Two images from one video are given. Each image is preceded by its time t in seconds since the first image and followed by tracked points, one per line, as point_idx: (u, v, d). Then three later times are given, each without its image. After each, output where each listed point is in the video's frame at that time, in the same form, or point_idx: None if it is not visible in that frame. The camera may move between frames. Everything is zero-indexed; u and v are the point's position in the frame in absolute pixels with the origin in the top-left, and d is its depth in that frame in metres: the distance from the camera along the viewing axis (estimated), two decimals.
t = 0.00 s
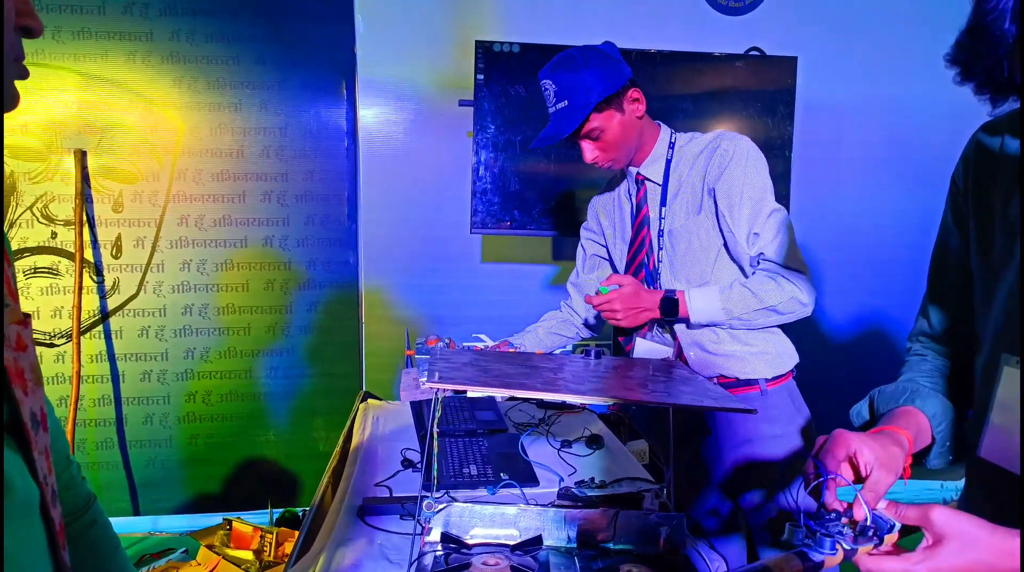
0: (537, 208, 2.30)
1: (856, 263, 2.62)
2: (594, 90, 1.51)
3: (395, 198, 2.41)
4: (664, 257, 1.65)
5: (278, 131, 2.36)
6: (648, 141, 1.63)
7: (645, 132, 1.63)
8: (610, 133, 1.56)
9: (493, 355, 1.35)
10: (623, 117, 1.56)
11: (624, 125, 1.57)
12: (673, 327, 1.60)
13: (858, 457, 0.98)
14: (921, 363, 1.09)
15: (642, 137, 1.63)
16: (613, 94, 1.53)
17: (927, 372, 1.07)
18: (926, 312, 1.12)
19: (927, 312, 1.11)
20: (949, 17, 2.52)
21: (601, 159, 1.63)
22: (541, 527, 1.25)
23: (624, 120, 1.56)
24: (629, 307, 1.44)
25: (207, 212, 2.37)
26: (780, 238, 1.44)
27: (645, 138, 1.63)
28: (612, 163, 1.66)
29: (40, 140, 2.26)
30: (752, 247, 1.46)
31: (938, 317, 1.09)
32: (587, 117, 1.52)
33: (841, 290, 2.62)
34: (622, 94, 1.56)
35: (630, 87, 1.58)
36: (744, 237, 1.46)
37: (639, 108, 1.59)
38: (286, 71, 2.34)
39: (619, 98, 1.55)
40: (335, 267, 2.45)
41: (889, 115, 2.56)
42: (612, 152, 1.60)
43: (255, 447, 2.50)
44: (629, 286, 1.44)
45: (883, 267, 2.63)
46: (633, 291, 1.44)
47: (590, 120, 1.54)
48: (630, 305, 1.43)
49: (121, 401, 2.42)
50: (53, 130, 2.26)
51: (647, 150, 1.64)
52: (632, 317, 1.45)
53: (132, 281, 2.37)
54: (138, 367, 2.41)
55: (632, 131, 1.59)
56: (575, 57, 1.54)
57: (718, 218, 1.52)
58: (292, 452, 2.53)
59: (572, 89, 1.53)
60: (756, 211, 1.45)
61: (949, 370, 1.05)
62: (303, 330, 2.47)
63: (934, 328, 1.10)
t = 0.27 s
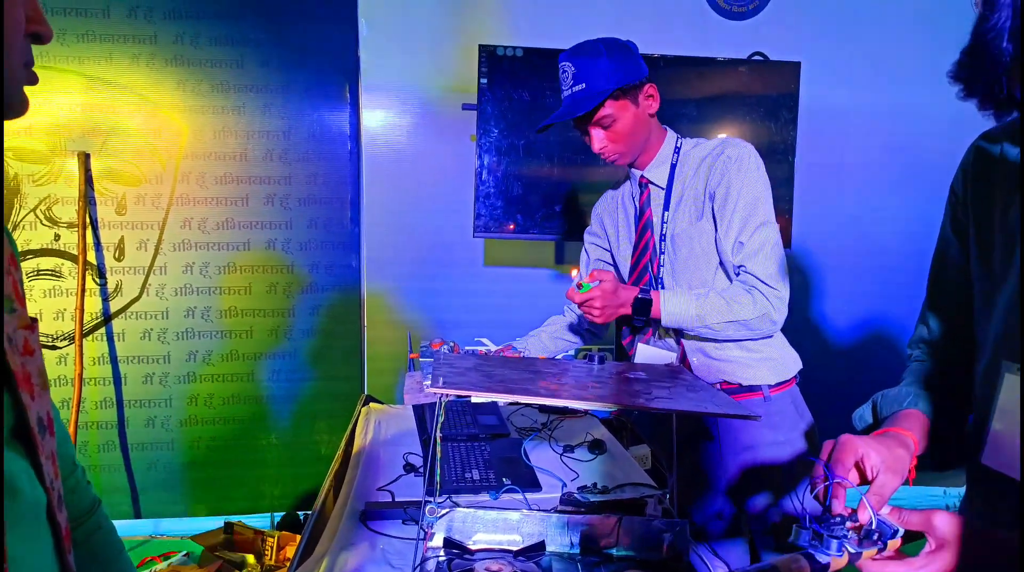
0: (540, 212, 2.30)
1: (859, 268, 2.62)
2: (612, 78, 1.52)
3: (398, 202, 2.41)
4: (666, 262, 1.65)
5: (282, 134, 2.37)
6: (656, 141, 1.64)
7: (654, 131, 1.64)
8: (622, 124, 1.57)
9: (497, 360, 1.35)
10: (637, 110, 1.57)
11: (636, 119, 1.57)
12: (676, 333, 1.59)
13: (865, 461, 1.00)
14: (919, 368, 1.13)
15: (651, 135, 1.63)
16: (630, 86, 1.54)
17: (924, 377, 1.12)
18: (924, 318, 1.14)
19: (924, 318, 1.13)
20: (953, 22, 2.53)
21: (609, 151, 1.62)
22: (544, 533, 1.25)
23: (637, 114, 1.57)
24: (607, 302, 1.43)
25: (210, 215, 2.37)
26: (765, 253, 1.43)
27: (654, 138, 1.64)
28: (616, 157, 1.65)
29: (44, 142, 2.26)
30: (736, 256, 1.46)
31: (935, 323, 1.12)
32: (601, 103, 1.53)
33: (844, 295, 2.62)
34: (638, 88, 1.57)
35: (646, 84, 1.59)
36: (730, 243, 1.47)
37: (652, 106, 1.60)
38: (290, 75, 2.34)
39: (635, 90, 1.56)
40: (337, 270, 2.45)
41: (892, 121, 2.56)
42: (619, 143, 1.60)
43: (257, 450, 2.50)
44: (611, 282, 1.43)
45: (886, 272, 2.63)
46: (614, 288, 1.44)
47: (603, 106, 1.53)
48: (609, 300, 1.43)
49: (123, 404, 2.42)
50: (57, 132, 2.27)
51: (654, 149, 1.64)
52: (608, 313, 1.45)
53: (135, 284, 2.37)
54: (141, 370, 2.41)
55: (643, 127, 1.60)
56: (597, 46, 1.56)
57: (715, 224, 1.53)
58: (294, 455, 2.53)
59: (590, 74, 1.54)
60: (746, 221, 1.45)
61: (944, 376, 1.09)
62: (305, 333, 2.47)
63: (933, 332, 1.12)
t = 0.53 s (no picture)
0: (544, 216, 2.30)
1: (863, 271, 2.62)
2: (620, 75, 1.52)
3: (401, 205, 2.41)
4: (670, 265, 1.66)
5: (286, 138, 2.38)
6: (659, 145, 1.64)
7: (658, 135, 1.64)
8: (627, 122, 1.56)
9: (501, 364, 1.35)
10: (643, 110, 1.57)
11: (641, 119, 1.57)
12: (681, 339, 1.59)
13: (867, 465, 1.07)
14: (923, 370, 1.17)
15: (655, 138, 1.63)
16: (638, 85, 1.54)
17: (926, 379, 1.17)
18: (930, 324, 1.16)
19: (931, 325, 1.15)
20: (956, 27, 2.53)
21: (611, 148, 1.60)
22: (547, 537, 1.25)
23: (643, 114, 1.57)
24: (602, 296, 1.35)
25: (215, 217, 2.38)
26: (764, 256, 1.41)
27: (657, 141, 1.64)
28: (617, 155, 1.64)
29: (49, 144, 2.27)
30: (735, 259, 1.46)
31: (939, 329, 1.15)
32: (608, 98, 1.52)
33: (847, 298, 2.62)
34: (646, 88, 1.57)
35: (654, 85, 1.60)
36: (730, 245, 1.46)
37: (658, 108, 1.61)
38: (294, 78, 2.35)
39: (643, 90, 1.56)
40: (341, 273, 2.46)
41: (895, 124, 2.56)
42: (622, 141, 1.59)
43: (260, 452, 2.50)
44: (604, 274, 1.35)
45: (889, 276, 2.63)
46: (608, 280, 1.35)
47: (610, 101, 1.53)
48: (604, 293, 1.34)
49: (127, 406, 2.42)
50: (62, 135, 2.27)
51: (655, 151, 1.65)
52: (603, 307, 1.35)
53: (139, 286, 2.38)
54: (145, 372, 2.42)
55: (648, 128, 1.60)
56: (608, 43, 1.56)
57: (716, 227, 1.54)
58: (296, 457, 2.53)
59: (599, 68, 1.53)
60: (746, 224, 1.44)
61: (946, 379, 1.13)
62: (308, 335, 2.48)
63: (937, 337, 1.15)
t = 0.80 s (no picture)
0: (551, 217, 2.30)
1: (871, 273, 2.61)
2: (636, 71, 1.52)
3: (408, 207, 2.42)
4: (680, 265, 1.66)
5: (293, 139, 2.38)
6: (668, 146, 1.64)
7: (668, 136, 1.63)
8: (636, 119, 1.56)
9: (511, 367, 1.35)
10: (655, 109, 1.57)
11: (652, 117, 1.57)
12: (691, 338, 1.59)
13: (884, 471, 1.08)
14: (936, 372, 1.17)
15: (665, 137, 1.63)
16: (653, 82, 1.54)
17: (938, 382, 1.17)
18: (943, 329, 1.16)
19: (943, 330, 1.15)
20: (967, 28, 2.51)
21: (618, 142, 1.61)
22: (556, 540, 1.25)
23: (654, 112, 1.57)
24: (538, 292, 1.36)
25: (223, 219, 2.39)
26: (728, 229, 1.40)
27: (668, 141, 1.64)
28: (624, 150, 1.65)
29: (59, 147, 2.28)
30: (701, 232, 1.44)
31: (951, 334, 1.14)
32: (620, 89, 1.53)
33: (855, 300, 2.61)
34: (661, 88, 1.57)
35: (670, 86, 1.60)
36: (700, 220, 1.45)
37: (672, 109, 1.60)
38: (302, 80, 2.36)
39: (658, 88, 1.56)
40: (348, 275, 2.46)
41: (905, 126, 2.55)
42: (629, 136, 1.60)
43: (267, 453, 2.51)
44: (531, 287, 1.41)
45: (899, 278, 2.61)
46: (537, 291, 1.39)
47: (621, 94, 1.54)
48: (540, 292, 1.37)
49: (135, 407, 2.43)
50: (71, 138, 2.28)
51: (663, 153, 1.65)
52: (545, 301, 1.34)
53: (147, 288, 2.39)
54: (153, 373, 2.43)
55: (657, 127, 1.60)
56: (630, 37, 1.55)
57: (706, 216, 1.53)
58: (303, 459, 2.54)
59: (615, 62, 1.53)
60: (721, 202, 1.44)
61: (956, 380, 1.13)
62: (316, 336, 2.48)
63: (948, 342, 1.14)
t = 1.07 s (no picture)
0: (554, 218, 2.29)
1: (875, 275, 2.60)
2: (647, 62, 1.53)
3: (411, 207, 2.41)
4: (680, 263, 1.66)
5: (296, 140, 2.38)
6: (672, 144, 1.64)
7: (674, 134, 1.63)
8: (643, 110, 1.56)
9: (513, 368, 1.34)
10: (664, 104, 1.57)
11: (659, 111, 1.57)
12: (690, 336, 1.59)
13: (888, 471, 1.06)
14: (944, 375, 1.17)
15: (671, 136, 1.63)
16: (663, 75, 1.55)
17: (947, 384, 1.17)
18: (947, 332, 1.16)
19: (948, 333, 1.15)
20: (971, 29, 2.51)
21: (623, 133, 1.61)
22: (559, 541, 1.24)
23: (662, 107, 1.57)
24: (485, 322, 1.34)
25: (225, 219, 2.39)
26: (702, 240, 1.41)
27: (674, 140, 1.63)
28: (627, 143, 1.65)
29: (62, 147, 2.29)
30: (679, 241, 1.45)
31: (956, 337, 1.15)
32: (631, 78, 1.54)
33: (859, 301, 2.60)
34: (672, 84, 1.57)
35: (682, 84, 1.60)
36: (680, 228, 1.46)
37: (680, 107, 1.60)
38: (304, 81, 2.36)
39: (668, 83, 1.56)
40: (350, 276, 2.46)
41: (909, 127, 2.54)
42: (634, 127, 1.59)
43: (269, 453, 2.51)
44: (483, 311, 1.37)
45: (902, 279, 2.60)
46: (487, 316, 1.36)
47: (631, 84, 1.54)
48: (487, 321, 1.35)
49: (137, 407, 2.44)
50: (74, 138, 2.29)
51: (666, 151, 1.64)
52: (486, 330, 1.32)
53: (150, 287, 2.39)
54: (155, 373, 2.43)
55: (664, 123, 1.59)
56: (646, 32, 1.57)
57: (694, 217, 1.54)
58: (305, 459, 2.54)
59: (628, 50, 1.55)
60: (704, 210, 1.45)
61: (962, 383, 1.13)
62: (317, 337, 2.48)
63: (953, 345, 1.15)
